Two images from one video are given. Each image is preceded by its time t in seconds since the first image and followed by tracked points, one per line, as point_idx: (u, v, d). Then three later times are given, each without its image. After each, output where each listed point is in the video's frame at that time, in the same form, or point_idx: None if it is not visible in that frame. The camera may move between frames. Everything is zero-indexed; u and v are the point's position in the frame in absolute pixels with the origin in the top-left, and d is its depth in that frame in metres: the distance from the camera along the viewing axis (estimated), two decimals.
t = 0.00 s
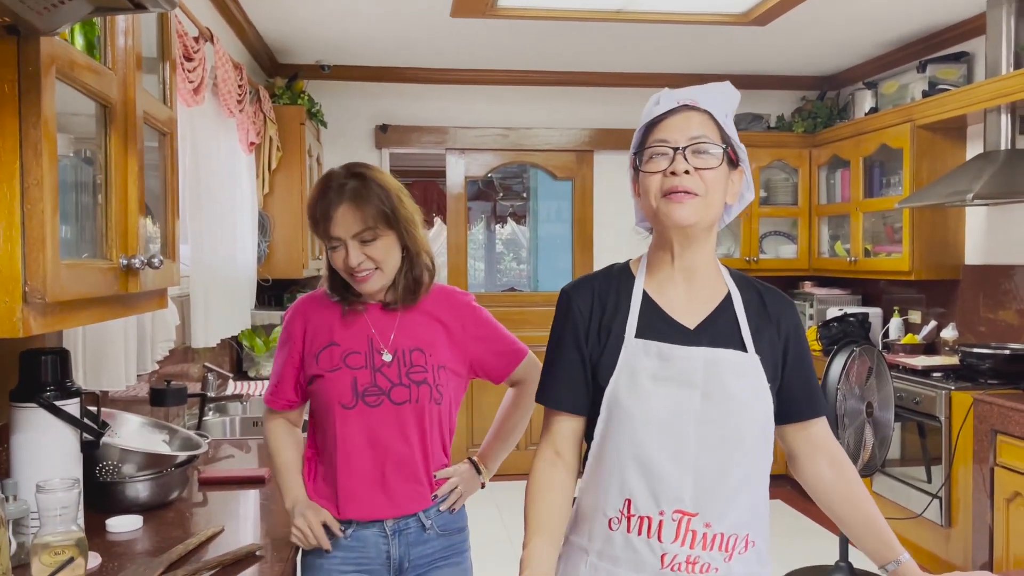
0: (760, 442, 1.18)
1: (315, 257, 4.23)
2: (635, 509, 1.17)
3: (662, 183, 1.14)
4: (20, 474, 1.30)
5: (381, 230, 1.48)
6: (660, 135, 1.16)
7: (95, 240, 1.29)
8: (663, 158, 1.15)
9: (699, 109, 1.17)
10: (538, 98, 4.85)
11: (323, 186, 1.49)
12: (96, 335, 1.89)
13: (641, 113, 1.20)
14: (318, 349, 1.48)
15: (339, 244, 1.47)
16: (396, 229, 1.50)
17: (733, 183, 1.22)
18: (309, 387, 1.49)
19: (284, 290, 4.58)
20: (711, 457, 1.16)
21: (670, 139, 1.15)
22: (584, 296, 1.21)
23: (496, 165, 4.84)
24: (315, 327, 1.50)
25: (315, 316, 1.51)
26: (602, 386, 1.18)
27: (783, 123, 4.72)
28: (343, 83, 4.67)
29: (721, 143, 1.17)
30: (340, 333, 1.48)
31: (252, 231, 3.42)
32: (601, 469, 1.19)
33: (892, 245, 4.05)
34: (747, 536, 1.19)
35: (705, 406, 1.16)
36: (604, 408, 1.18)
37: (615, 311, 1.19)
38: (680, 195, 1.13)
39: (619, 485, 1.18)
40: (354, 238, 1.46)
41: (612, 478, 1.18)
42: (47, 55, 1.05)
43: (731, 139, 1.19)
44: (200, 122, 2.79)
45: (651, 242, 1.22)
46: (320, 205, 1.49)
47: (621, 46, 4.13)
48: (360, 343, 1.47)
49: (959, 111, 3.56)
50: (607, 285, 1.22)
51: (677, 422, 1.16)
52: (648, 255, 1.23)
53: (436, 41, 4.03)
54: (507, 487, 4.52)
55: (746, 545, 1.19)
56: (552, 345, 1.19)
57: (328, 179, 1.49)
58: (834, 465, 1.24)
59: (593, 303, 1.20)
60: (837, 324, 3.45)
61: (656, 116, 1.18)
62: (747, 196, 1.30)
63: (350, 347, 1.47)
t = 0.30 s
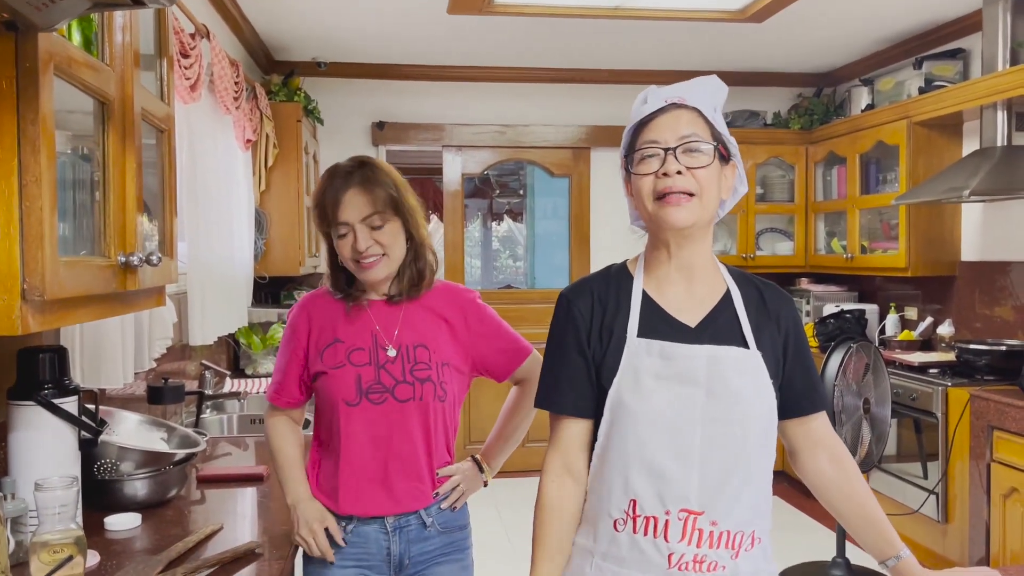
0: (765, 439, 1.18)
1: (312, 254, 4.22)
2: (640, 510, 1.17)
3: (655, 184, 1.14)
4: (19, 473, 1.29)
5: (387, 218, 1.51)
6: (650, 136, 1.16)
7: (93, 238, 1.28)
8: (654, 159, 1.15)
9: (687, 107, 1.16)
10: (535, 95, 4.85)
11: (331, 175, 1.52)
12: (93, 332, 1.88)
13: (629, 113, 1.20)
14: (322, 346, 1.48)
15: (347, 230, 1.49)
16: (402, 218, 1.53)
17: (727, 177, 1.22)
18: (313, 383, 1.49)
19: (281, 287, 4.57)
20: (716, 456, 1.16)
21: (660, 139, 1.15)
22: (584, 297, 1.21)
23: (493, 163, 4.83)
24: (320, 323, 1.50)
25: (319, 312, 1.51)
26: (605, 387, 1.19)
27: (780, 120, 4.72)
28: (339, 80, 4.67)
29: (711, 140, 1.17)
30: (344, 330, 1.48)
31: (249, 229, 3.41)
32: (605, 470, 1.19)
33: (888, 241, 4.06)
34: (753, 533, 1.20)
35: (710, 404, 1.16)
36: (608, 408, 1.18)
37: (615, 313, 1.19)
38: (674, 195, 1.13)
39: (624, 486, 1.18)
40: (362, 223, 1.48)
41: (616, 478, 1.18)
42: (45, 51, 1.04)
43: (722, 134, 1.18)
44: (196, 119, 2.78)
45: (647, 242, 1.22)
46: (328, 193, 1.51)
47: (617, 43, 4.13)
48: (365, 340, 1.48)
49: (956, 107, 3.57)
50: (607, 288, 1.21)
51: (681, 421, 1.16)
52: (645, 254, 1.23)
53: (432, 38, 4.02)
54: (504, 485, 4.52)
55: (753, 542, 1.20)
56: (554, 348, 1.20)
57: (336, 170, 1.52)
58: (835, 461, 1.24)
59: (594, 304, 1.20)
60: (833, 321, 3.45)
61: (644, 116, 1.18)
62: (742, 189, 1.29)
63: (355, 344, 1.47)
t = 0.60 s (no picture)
0: (763, 437, 1.18)
1: (306, 252, 4.21)
2: (638, 511, 1.17)
3: (648, 180, 1.13)
4: (11, 471, 1.28)
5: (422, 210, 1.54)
6: (639, 132, 1.16)
7: (86, 236, 1.27)
8: (646, 155, 1.15)
9: (676, 101, 1.16)
10: (530, 92, 4.84)
11: (370, 160, 1.54)
12: (87, 331, 1.88)
13: (618, 110, 1.19)
14: (336, 344, 1.45)
15: (388, 211, 1.50)
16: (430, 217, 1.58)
17: (719, 171, 1.22)
18: (324, 381, 1.47)
19: (275, 285, 4.56)
20: (716, 456, 1.16)
21: (650, 135, 1.15)
22: (579, 296, 1.20)
23: (487, 160, 4.82)
24: (331, 321, 1.47)
25: (329, 308, 1.48)
26: (600, 387, 1.18)
27: (774, 117, 4.72)
28: (333, 77, 4.65)
29: (702, 133, 1.17)
30: (358, 327, 1.47)
31: (243, 227, 3.40)
32: (602, 471, 1.18)
33: (883, 238, 4.07)
34: (751, 532, 1.20)
35: (708, 403, 1.16)
36: (605, 409, 1.17)
37: (610, 312, 1.19)
38: (668, 190, 1.13)
39: (622, 487, 1.17)
40: (405, 207, 1.51)
41: (613, 480, 1.18)
42: (36, 48, 1.03)
43: (712, 128, 1.18)
44: (189, 116, 2.77)
45: (642, 239, 1.22)
46: (368, 175, 1.52)
47: (612, 40, 4.12)
48: (380, 338, 1.47)
49: (950, 104, 3.57)
50: (601, 285, 1.21)
51: (679, 421, 1.15)
52: (640, 251, 1.22)
53: (427, 35, 4.01)
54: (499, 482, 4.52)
55: (751, 541, 1.20)
56: (551, 349, 1.20)
57: (374, 157, 1.54)
58: (833, 458, 1.24)
59: (589, 303, 1.20)
60: (828, 318, 3.46)
61: (633, 113, 1.17)
62: (735, 183, 1.29)
63: (370, 342, 1.46)
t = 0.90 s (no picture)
0: (760, 436, 1.18)
1: (300, 251, 4.20)
2: (634, 510, 1.17)
3: (648, 180, 1.13)
4: (5, 471, 1.27)
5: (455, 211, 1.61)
6: (639, 129, 1.16)
7: (80, 234, 1.27)
8: (647, 154, 1.14)
9: (677, 99, 1.16)
10: (523, 90, 4.84)
11: (405, 161, 1.60)
12: (80, 329, 1.87)
13: (618, 107, 1.19)
14: (373, 337, 1.50)
15: (425, 209, 1.56)
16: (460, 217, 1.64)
17: (719, 169, 1.22)
18: (360, 373, 1.51)
19: (269, 284, 4.55)
20: (713, 454, 1.16)
21: (651, 133, 1.15)
22: (576, 294, 1.19)
23: (481, 158, 4.82)
24: (365, 316, 1.51)
25: (361, 304, 1.52)
26: (598, 386, 1.18)
27: (768, 114, 4.73)
28: (327, 75, 4.64)
29: (703, 132, 1.17)
30: (394, 322, 1.52)
31: (236, 225, 3.38)
32: (598, 469, 1.18)
33: (876, 235, 4.08)
34: (747, 531, 1.19)
35: (706, 402, 1.16)
36: (601, 408, 1.17)
37: (608, 311, 1.18)
38: (668, 190, 1.12)
39: (618, 486, 1.17)
40: (441, 206, 1.57)
41: (609, 478, 1.17)
42: (29, 44, 1.02)
43: (713, 126, 1.18)
44: (182, 114, 2.76)
45: (639, 237, 1.21)
46: (404, 175, 1.58)
47: (606, 38, 4.12)
48: (417, 332, 1.52)
49: (943, 101, 3.58)
50: (599, 282, 1.20)
51: (677, 420, 1.15)
52: (637, 249, 1.22)
53: (420, 33, 4.00)
54: (494, 480, 4.52)
55: (747, 540, 1.19)
56: (548, 347, 1.19)
57: (409, 158, 1.61)
58: (830, 454, 1.25)
59: (586, 301, 1.19)
60: (822, 315, 3.46)
61: (633, 109, 1.17)
62: (734, 180, 1.29)
63: (407, 336, 1.52)
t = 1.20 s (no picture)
0: (752, 433, 1.18)
1: (291, 249, 4.19)
2: (626, 509, 1.17)
3: (638, 179, 1.13)
4: None
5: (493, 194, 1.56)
6: (629, 128, 1.16)
7: (69, 234, 1.26)
8: (636, 152, 1.14)
9: (666, 96, 1.16)
10: (515, 88, 4.83)
11: (434, 152, 1.56)
12: (70, 328, 1.86)
13: (606, 105, 1.19)
14: (423, 335, 1.46)
15: (458, 197, 1.51)
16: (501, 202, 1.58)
17: (709, 166, 1.22)
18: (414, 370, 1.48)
19: (261, 283, 4.54)
20: (705, 453, 1.16)
21: (640, 131, 1.15)
22: (566, 293, 1.19)
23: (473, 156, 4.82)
24: (414, 313, 1.47)
25: (410, 301, 1.47)
26: (589, 384, 1.18)
27: (759, 112, 4.74)
28: (318, 73, 4.63)
29: (692, 129, 1.17)
30: (444, 318, 1.47)
31: (228, 224, 3.37)
32: (589, 468, 1.18)
33: (867, 232, 4.09)
34: (739, 529, 1.20)
35: (696, 400, 1.16)
36: (592, 407, 1.17)
37: (598, 309, 1.18)
38: (658, 189, 1.12)
39: (609, 485, 1.17)
40: (475, 191, 1.52)
41: (601, 478, 1.17)
42: (18, 42, 1.02)
43: (702, 123, 1.18)
44: (172, 113, 2.74)
45: (630, 235, 1.21)
46: (436, 167, 1.55)
47: (598, 36, 4.12)
48: (468, 326, 1.47)
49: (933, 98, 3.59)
50: (590, 281, 1.20)
51: (667, 418, 1.16)
52: (628, 248, 1.22)
53: (412, 31, 4.00)
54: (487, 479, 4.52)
55: (739, 538, 1.19)
56: (538, 346, 1.18)
57: (441, 148, 1.57)
58: (821, 452, 1.25)
59: (577, 300, 1.18)
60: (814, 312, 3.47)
61: (623, 107, 1.17)
62: (724, 176, 1.29)
63: (460, 331, 1.46)
